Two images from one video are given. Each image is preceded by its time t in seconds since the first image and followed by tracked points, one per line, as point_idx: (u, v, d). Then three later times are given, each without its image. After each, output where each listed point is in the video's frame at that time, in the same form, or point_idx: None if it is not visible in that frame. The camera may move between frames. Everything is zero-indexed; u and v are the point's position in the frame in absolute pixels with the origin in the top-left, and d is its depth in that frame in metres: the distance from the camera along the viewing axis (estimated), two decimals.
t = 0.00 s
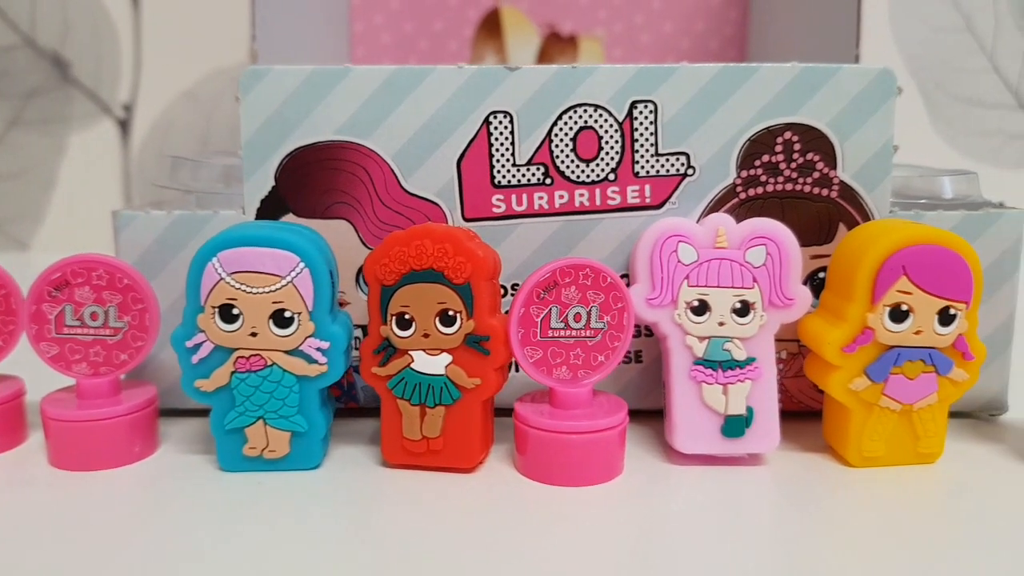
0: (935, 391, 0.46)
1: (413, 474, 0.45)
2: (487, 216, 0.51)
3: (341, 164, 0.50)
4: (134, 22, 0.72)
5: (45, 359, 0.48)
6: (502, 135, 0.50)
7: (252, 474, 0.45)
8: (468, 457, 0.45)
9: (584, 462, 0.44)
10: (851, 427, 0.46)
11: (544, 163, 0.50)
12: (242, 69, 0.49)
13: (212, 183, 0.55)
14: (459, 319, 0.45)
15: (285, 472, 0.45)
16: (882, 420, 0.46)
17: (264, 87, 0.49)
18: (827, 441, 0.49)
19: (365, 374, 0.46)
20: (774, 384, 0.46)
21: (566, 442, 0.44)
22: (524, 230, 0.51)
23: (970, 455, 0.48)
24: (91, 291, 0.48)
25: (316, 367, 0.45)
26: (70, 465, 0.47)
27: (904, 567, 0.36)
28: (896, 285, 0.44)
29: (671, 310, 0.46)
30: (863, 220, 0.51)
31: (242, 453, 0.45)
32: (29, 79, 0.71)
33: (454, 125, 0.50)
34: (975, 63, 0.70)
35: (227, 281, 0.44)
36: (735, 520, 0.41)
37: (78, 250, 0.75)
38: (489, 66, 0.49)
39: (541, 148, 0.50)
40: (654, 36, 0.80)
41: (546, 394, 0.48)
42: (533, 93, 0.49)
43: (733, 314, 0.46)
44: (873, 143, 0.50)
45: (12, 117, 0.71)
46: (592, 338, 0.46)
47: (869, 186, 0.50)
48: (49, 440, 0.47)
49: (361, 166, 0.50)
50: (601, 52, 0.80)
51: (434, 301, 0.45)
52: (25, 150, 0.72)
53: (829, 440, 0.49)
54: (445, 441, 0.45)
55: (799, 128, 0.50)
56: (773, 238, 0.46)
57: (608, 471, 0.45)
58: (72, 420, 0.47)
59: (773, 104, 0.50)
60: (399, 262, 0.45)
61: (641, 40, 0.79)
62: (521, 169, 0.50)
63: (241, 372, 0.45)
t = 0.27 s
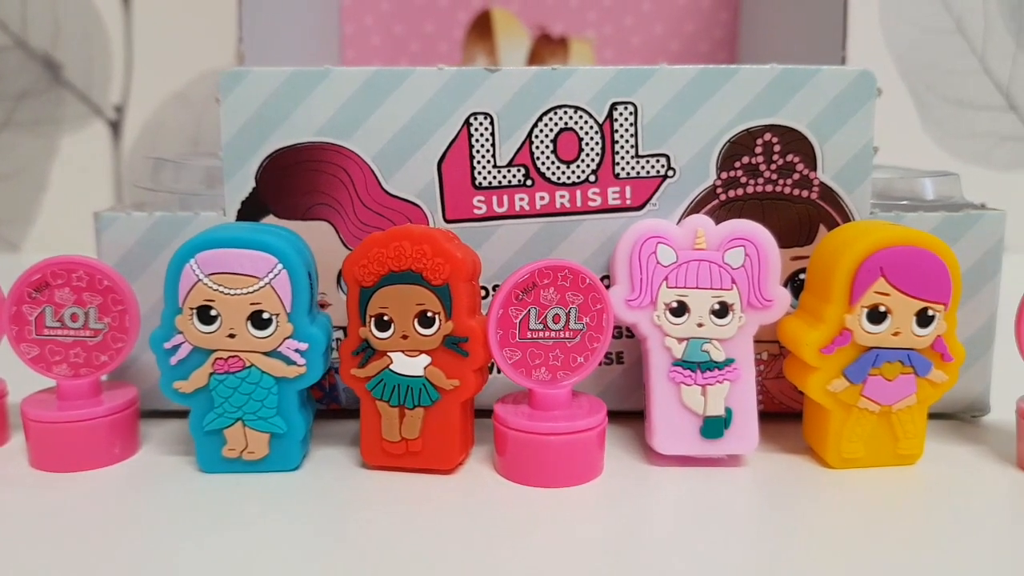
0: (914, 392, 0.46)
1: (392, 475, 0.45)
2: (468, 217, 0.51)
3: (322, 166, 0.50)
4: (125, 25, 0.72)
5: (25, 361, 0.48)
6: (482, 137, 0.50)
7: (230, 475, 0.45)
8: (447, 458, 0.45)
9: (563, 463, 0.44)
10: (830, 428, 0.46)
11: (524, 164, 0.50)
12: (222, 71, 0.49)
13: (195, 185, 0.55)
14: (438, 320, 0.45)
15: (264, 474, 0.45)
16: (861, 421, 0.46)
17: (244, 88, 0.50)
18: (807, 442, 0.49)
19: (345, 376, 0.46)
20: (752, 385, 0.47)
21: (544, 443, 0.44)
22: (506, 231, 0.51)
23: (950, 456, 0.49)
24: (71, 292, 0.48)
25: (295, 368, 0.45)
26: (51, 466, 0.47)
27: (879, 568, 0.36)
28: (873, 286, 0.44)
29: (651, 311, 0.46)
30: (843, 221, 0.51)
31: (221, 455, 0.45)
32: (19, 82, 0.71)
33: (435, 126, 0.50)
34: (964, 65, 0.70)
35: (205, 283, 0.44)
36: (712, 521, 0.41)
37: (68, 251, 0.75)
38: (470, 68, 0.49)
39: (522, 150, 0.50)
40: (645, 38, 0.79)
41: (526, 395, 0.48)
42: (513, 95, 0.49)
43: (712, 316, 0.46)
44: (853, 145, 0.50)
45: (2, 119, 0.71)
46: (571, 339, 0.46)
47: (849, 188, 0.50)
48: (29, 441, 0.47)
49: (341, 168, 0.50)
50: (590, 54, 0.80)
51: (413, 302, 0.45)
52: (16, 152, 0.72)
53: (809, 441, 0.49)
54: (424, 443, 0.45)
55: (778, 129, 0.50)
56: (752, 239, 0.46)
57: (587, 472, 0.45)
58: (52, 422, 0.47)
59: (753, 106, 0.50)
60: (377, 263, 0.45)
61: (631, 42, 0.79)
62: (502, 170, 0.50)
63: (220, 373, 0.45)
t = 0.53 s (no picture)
0: (905, 393, 0.46)
1: (383, 476, 0.45)
2: (460, 218, 0.51)
3: (313, 166, 0.50)
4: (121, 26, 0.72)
5: (16, 361, 0.48)
6: (474, 137, 0.50)
7: (220, 476, 0.45)
8: (438, 459, 0.45)
9: (554, 463, 0.44)
10: (821, 428, 0.46)
11: (516, 165, 0.50)
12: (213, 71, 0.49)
13: (187, 185, 0.55)
14: (428, 321, 0.45)
15: (253, 474, 0.45)
16: (852, 422, 0.46)
17: (235, 88, 0.49)
18: (798, 443, 0.49)
19: (335, 376, 0.46)
20: (743, 386, 0.46)
21: (535, 444, 0.44)
22: (497, 232, 0.51)
23: (941, 456, 0.49)
24: (62, 293, 0.48)
25: (285, 369, 0.45)
26: (41, 467, 0.47)
27: (872, 569, 0.36)
28: (864, 286, 0.45)
29: (642, 311, 0.46)
30: (834, 222, 0.51)
31: (211, 455, 0.45)
32: (15, 83, 0.71)
33: (426, 127, 0.50)
34: (960, 66, 0.70)
35: (195, 283, 0.44)
36: (703, 522, 0.41)
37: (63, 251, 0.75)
38: (461, 68, 0.49)
39: (513, 150, 0.50)
40: (640, 38, 0.79)
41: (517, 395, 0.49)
42: (504, 96, 0.49)
43: (703, 316, 0.46)
44: (844, 145, 0.50)
45: None
46: (562, 340, 0.46)
47: (841, 188, 0.51)
48: (20, 441, 0.47)
49: (333, 168, 0.50)
50: (586, 55, 0.80)
51: (403, 303, 0.45)
52: (11, 152, 0.72)
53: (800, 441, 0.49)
54: (414, 443, 0.45)
55: (769, 130, 0.50)
56: (743, 240, 0.46)
57: (579, 472, 0.45)
58: (42, 422, 0.47)
59: (744, 106, 0.50)
60: (368, 263, 0.45)
61: (627, 42, 0.79)
62: (493, 171, 0.50)
63: (210, 374, 0.45)
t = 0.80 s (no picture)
0: (896, 394, 0.46)
1: (374, 476, 0.45)
2: (452, 219, 0.51)
3: (305, 167, 0.50)
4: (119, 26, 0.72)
5: (8, 362, 0.48)
6: (465, 138, 0.50)
7: (212, 476, 0.45)
8: (428, 459, 0.45)
9: (545, 464, 0.44)
10: (812, 429, 0.46)
11: (507, 165, 0.50)
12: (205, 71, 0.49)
13: (179, 186, 0.55)
14: (419, 321, 0.45)
15: (244, 474, 0.45)
16: (843, 423, 0.46)
17: (227, 89, 0.49)
18: (790, 443, 0.49)
19: (326, 377, 0.46)
20: (734, 387, 0.47)
21: (526, 444, 0.44)
22: (489, 232, 0.51)
23: (933, 456, 0.49)
24: (54, 293, 0.48)
25: (276, 369, 0.45)
26: (32, 467, 0.47)
27: (863, 569, 0.36)
28: (854, 287, 0.45)
29: (633, 312, 0.46)
30: (826, 222, 0.51)
31: (202, 455, 0.45)
32: (13, 83, 0.70)
33: (418, 127, 0.50)
34: (957, 66, 0.70)
35: (186, 284, 0.44)
36: (694, 522, 0.41)
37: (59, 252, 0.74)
38: (454, 69, 0.49)
39: (505, 151, 0.50)
40: (637, 38, 0.79)
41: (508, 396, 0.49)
42: (496, 96, 0.49)
43: (694, 317, 0.46)
44: (836, 146, 0.50)
45: None
46: (553, 341, 0.46)
47: (833, 189, 0.51)
48: (11, 441, 0.47)
49: (325, 169, 0.50)
50: (584, 55, 0.80)
51: (394, 303, 0.45)
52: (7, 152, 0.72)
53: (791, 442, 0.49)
54: (405, 444, 0.45)
55: (761, 130, 0.50)
56: (734, 241, 0.46)
57: (569, 473, 0.45)
58: (33, 422, 0.47)
59: (735, 107, 0.50)
60: (359, 264, 0.45)
61: (623, 42, 0.79)
62: (485, 171, 0.50)
63: (200, 374, 0.45)
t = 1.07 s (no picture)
0: (873, 395, 0.46)
1: (351, 478, 0.45)
2: (431, 220, 0.51)
3: (285, 169, 0.51)
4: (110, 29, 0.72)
5: None
6: (445, 139, 0.50)
7: (189, 477, 0.45)
8: (405, 461, 0.45)
9: (521, 465, 0.44)
10: (789, 431, 0.46)
11: (487, 167, 0.50)
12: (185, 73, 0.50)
13: (162, 188, 0.56)
14: (396, 323, 0.45)
15: (221, 476, 0.45)
16: (820, 424, 0.46)
17: (207, 91, 0.50)
18: (768, 445, 0.49)
19: (304, 379, 0.47)
20: (711, 389, 0.47)
21: (502, 446, 0.44)
22: (469, 234, 0.51)
23: (912, 458, 0.49)
24: (33, 295, 0.48)
25: (253, 371, 0.45)
26: (11, 468, 0.47)
27: (837, 570, 0.36)
28: (830, 289, 0.45)
29: (610, 313, 0.47)
30: (805, 224, 0.51)
31: (179, 457, 0.45)
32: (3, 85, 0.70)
33: (398, 129, 0.50)
34: (949, 68, 0.70)
35: (162, 285, 0.44)
36: (669, 523, 0.41)
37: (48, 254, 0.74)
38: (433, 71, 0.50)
39: (484, 153, 0.50)
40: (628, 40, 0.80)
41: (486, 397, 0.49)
42: (475, 98, 0.50)
43: (671, 318, 0.46)
44: (815, 148, 0.50)
45: None
46: (530, 342, 0.46)
47: (812, 191, 0.51)
48: None
49: (304, 170, 0.51)
50: (574, 57, 0.80)
51: (370, 305, 0.45)
52: None
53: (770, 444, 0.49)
54: (382, 446, 0.45)
55: (740, 132, 0.50)
56: (711, 242, 0.46)
57: (546, 474, 0.45)
58: (12, 423, 0.47)
59: (714, 108, 0.50)
60: (335, 265, 0.45)
61: (614, 44, 0.79)
62: (465, 173, 0.50)
63: (177, 376, 0.45)
